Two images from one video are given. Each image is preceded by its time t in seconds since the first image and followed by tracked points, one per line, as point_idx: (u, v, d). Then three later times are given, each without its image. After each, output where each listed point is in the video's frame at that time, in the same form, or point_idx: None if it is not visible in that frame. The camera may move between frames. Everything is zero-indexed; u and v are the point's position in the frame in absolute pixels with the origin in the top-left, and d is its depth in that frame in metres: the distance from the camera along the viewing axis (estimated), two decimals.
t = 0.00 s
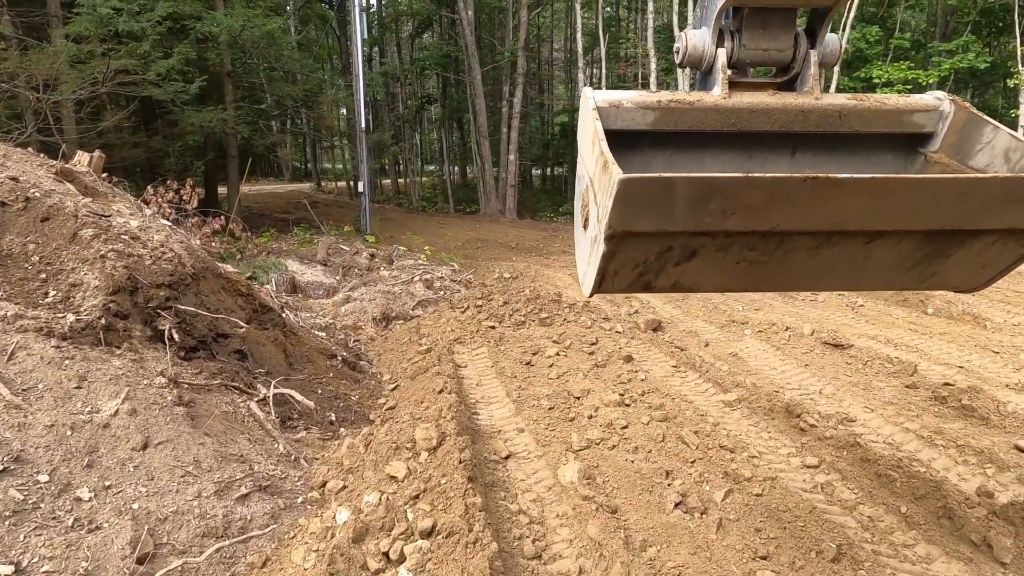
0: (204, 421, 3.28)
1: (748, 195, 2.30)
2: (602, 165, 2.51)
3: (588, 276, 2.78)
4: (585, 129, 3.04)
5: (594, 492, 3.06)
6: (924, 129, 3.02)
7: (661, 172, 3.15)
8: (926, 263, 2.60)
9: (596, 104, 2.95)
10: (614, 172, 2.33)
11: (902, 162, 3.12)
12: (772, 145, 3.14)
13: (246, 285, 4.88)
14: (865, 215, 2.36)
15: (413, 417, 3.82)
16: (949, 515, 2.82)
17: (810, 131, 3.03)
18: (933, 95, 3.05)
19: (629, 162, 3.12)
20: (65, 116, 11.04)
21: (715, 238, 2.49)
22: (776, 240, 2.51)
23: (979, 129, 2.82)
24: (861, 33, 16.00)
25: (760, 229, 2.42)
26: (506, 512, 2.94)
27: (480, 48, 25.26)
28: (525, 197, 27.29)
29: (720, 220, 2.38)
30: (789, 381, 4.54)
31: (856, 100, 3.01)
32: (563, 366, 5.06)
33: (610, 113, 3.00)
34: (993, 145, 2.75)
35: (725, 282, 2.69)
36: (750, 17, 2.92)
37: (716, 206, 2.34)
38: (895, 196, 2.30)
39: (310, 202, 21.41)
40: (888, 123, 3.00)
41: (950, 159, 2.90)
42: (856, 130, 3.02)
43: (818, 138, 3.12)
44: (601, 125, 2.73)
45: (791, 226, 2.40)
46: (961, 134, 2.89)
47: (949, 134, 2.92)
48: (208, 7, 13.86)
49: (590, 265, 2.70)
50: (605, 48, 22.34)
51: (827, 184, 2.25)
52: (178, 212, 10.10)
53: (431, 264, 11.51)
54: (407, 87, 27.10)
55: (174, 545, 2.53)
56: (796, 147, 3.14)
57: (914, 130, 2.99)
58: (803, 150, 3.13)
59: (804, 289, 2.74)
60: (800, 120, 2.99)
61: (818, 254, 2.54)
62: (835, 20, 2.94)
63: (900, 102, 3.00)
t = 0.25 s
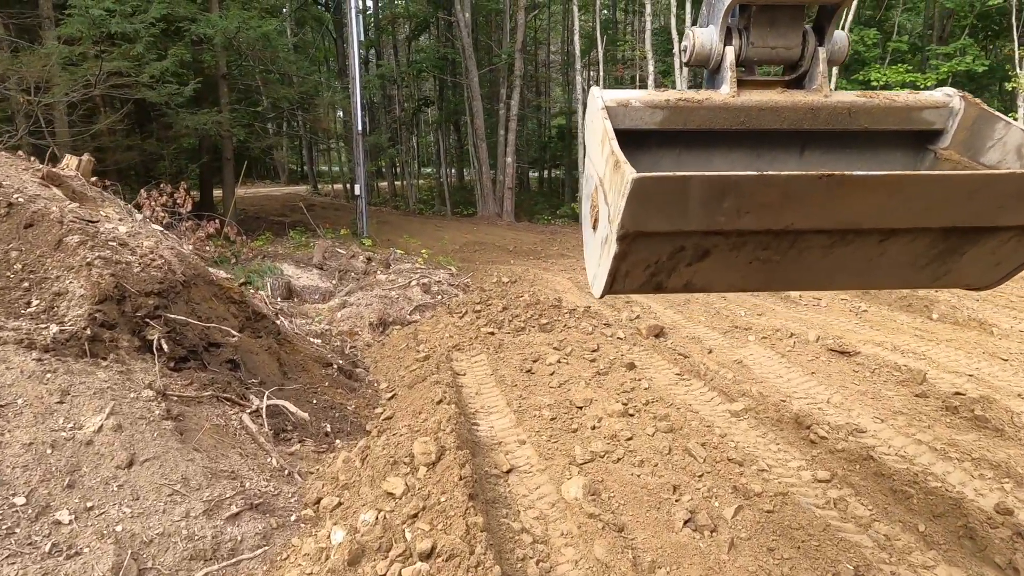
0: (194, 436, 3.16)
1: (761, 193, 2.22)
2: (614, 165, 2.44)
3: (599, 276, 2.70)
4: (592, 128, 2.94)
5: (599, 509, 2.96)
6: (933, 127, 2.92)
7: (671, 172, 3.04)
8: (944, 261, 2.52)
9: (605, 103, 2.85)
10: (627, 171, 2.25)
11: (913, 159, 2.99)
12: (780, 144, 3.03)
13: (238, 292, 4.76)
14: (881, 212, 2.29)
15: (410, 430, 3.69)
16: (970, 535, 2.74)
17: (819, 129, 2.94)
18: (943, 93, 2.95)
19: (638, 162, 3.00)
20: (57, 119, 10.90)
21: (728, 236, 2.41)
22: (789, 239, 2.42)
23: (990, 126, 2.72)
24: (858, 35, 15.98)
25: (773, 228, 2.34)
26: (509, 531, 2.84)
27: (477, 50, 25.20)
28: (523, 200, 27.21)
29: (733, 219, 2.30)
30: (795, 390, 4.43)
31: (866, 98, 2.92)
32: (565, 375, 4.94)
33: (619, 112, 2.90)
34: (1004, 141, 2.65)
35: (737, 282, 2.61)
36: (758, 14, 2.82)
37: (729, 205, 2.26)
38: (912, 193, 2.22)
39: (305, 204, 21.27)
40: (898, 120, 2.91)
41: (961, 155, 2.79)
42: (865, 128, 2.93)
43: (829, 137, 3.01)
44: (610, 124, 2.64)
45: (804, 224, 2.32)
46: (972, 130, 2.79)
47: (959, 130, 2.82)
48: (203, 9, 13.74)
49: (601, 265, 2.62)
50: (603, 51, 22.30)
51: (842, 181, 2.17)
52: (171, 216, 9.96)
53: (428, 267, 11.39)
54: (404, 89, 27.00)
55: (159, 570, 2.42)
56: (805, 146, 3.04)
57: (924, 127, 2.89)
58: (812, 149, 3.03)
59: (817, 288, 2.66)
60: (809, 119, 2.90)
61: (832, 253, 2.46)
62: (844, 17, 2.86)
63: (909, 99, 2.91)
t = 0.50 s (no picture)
0: (177, 451, 3.00)
1: (761, 193, 2.15)
2: (615, 164, 2.38)
3: (599, 276, 2.64)
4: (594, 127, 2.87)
5: (603, 528, 2.85)
6: (936, 129, 2.82)
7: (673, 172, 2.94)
8: (949, 265, 2.43)
9: (607, 103, 2.76)
10: (627, 171, 2.20)
11: (915, 161, 2.90)
12: (784, 145, 2.92)
13: (226, 298, 4.62)
14: (882, 214, 2.21)
15: (404, 442, 3.55)
16: (988, 555, 2.63)
17: (823, 131, 2.84)
18: (948, 95, 2.86)
19: (640, 162, 2.90)
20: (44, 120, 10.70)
21: (729, 237, 2.33)
22: (790, 240, 2.35)
23: (994, 129, 2.61)
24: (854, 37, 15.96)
25: (773, 229, 2.26)
26: (509, 553, 2.72)
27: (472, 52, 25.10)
28: (518, 202, 27.10)
29: (732, 219, 2.23)
30: (801, 399, 4.31)
31: (871, 99, 2.83)
32: (563, 382, 4.81)
33: (621, 111, 2.82)
34: (1007, 145, 2.53)
35: (737, 283, 2.54)
36: (761, 15, 2.72)
37: (730, 205, 2.19)
38: (915, 194, 2.14)
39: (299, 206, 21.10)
40: (902, 122, 2.81)
41: (965, 159, 2.69)
42: (869, 130, 2.84)
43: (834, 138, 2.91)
44: (612, 122, 2.58)
45: (805, 225, 2.24)
46: (976, 133, 2.68)
47: (963, 133, 2.72)
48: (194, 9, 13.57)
49: (601, 265, 2.56)
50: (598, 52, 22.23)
51: (844, 181, 2.09)
52: (162, 219, 9.80)
53: (423, 270, 11.26)
54: (399, 91, 26.85)
55: None
56: (809, 147, 2.93)
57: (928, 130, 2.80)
58: (815, 149, 2.92)
59: (818, 291, 2.57)
60: (814, 120, 2.80)
61: (832, 255, 2.38)
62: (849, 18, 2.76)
63: (914, 101, 2.81)
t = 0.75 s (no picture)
0: (158, 467, 2.85)
1: (769, 195, 2.17)
2: (624, 166, 2.40)
3: (608, 278, 2.68)
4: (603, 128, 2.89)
5: (607, 548, 2.72)
6: (945, 130, 2.77)
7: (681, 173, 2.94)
8: (957, 268, 2.43)
9: (616, 104, 2.78)
10: (636, 173, 2.23)
11: (923, 163, 2.87)
12: (792, 146, 2.92)
13: (215, 304, 4.45)
14: (890, 216, 2.22)
15: (399, 456, 3.41)
16: None
17: (831, 131, 2.82)
18: (956, 96, 2.83)
19: (649, 164, 2.90)
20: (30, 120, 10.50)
21: (737, 238, 2.36)
22: (797, 242, 2.36)
23: (1002, 129, 2.58)
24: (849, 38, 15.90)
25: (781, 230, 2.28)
26: None
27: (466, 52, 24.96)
28: (513, 203, 26.95)
29: (740, 221, 2.25)
30: (807, 408, 4.20)
31: (880, 100, 2.81)
32: (563, 390, 4.67)
33: (630, 113, 2.82)
34: (1017, 145, 2.50)
35: (745, 284, 2.56)
36: (770, 16, 2.79)
37: (738, 207, 2.22)
38: (923, 196, 2.15)
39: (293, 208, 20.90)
40: (911, 123, 2.78)
41: (974, 159, 2.66)
42: (877, 130, 2.80)
43: (842, 139, 2.89)
44: (622, 124, 2.61)
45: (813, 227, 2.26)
46: (984, 134, 2.64)
47: (973, 133, 2.68)
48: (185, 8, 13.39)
49: (611, 267, 2.60)
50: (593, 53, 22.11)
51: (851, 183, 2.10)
52: (151, 221, 9.60)
53: (418, 272, 11.11)
54: (393, 91, 26.67)
55: None
56: (817, 148, 2.92)
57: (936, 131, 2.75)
58: (824, 151, 2.91)
59: (827, 292, 2.59)
60: (822, 121, 2.80)
61: (841, 256, 2.39)
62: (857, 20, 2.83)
63: (922, 101, 2.77)
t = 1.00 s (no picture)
0: (149, 487, 2.73)
1: (768, 193, 2.22)
2: (620, 164, 2.45)
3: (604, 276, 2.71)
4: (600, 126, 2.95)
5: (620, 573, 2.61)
6: (944, 128, 2.88)
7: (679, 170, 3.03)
8: (954, 265, 2.51)
9: (613, 103, 2.84)
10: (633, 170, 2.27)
11: (923, 160, 2.99)
12: (791, 144, 3.02)
13: (209, 314, 4.33)
14: (889, 213, 2.27)
15: (400, 473, 3.29)
16: None
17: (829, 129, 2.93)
18: (955, 93, 2.94)
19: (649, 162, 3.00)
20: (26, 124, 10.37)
21: (734, 236, 2.40)
22: (795, 239, 2.42)
23: (1000, 129, 2.69)
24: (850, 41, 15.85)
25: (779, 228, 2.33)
26: None
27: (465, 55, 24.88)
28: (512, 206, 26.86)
29: (738, 218, 2.30)
30: (820, 419, 4.09)
31: (877, 99, 2.91)
32: (568, 401, 4.54)
33: (627, 111, 2.89)
34: (1015, 143, 2.60)
35: (742, 282, 2.61)
36: (768, 14, 2.89)
37: (736, 205, 2.26)
38: (920, 195, 2.22)
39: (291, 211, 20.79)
40: (908, 121, 2.89)
41: (971, 158, 2.76)
42: (876, 128, 2.91)
43: (840, 136, 3.00)
44: (618, 123, 2.67)
45: (811, 224, 2.31)
46: (983, 134, 2.75)
47: (970, 133, 2.79)
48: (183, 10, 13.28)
49: (606, 265, 2.62)
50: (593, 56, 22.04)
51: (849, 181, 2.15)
52: (147, 225, 9.45)
53: (417, 277, 11.00)
54: (392, 94, 26.52)
55: None
56: (814, 145, 3.03)
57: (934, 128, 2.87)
58: (821, 149, 3.02)
59: (823, 288, 2.65)
60: (821, 117, 2.89)
61: (839, 253, 2.45)
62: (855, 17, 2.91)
63: (921, 100, 2.90)
